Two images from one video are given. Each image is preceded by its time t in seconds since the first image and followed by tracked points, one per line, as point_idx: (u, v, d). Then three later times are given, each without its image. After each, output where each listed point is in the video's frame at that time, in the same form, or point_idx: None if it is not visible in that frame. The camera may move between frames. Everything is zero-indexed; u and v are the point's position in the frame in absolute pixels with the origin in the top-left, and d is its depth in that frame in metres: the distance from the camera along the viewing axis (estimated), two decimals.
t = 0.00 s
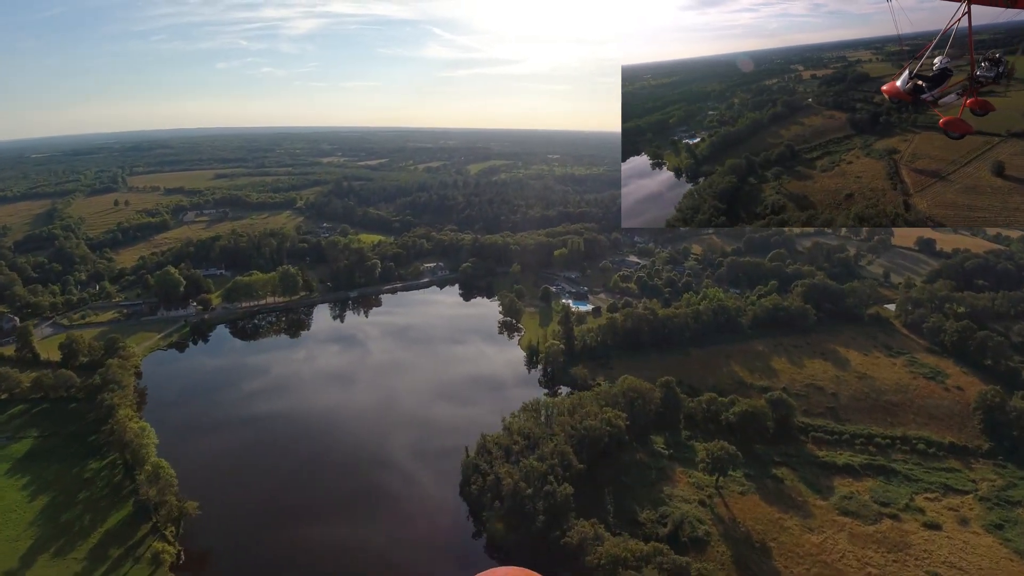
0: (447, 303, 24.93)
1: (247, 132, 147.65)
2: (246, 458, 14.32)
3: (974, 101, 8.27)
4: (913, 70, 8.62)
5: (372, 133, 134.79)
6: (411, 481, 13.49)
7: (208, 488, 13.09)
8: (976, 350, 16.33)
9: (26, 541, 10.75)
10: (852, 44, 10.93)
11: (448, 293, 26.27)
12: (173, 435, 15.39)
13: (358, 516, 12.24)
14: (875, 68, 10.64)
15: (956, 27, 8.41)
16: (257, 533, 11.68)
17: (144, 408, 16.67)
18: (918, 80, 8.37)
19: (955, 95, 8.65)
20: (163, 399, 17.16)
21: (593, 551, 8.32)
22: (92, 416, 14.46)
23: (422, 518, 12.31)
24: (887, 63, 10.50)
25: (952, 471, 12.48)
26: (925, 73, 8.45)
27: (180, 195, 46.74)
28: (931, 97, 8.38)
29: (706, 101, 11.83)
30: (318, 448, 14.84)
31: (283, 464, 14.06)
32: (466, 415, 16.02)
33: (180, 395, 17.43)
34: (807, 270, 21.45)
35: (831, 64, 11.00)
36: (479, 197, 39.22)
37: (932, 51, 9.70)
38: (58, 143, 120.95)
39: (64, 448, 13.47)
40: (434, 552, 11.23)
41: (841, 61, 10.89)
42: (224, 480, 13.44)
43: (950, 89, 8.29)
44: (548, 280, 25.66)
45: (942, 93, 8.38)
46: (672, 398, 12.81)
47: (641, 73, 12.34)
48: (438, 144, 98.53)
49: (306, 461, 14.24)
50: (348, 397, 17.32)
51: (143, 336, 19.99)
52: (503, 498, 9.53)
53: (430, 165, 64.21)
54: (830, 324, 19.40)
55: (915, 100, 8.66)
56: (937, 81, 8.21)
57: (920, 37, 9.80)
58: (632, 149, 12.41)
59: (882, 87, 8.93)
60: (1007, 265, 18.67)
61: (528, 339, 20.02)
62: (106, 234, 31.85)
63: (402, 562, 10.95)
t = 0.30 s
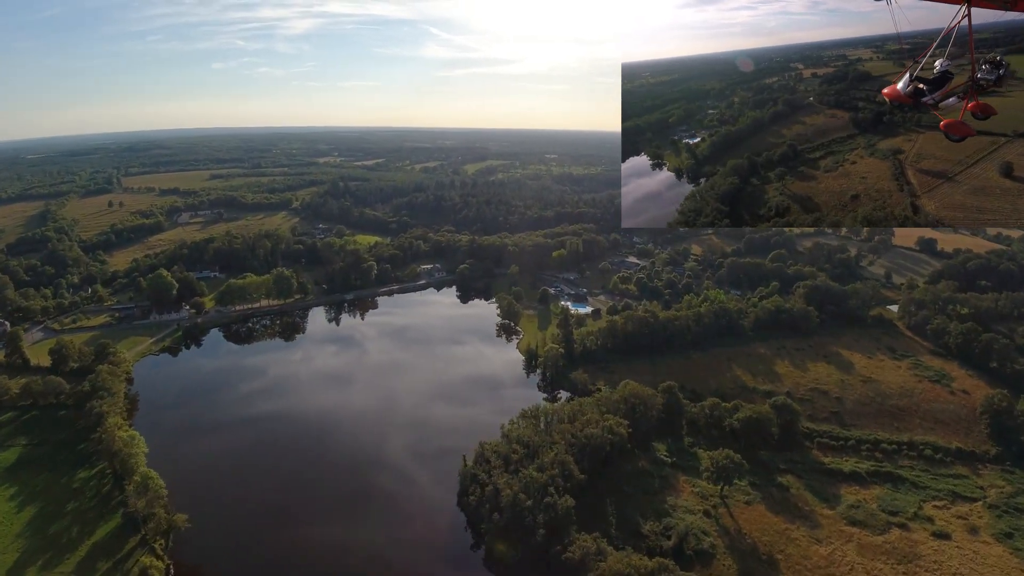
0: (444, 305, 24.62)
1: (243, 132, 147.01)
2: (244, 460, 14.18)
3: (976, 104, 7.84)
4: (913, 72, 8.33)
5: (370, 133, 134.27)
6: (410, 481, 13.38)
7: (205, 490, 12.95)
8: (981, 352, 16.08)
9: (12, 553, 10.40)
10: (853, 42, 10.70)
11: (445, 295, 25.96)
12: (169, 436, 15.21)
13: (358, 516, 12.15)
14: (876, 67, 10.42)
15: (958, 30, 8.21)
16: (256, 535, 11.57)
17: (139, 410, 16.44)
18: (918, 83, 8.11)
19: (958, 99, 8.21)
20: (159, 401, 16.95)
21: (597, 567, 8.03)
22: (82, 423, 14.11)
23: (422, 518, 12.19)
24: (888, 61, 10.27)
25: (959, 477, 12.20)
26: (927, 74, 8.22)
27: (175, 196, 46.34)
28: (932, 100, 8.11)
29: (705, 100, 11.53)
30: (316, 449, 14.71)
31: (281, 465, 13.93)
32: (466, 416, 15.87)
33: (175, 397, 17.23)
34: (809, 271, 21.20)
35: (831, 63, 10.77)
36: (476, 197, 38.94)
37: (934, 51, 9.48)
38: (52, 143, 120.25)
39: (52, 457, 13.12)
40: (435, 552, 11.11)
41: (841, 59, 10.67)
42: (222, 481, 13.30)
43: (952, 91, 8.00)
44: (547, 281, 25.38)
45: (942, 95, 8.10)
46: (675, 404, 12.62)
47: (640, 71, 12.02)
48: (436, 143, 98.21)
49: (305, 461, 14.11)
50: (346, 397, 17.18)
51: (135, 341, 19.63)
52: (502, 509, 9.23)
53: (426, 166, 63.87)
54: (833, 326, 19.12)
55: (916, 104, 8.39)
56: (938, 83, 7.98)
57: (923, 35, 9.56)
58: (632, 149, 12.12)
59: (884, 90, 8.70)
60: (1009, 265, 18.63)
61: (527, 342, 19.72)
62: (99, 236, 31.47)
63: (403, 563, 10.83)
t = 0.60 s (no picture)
0: (442, 304, 24.29)
1: (239, 130, 146.30)
2: (242, 459, 14.02)
3: (976, 104, 7.61)
4: (914, 72, 8.19)
5: (368, 129, 133.62)
6: (411, 481, 13.17)
7: (202, 492, 12.73)
8: (987, 350, 15.82)
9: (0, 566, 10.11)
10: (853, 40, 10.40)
11: (443, 293, 25.62)
12: (165, 437, 14.96)
13: (358, 516, 11.96)
14: (878, 65, 10.10)
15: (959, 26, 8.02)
16: (254, 536, 11.36)
17: (134, 411, 16.18)
18: (920, 83, 7.94)
19: (958, 99, 8.03)
20: (154, 402, 16.70)
21: None
22: (74, 430, 13.79)
23: (423, 517, 11.99)
24: (890, 60, 9.92)
25: (969, 479, 11.95)
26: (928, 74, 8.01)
27: (169, 196, 45.87)
28: (933, 100, 7.97)
29: (705, 97, 11.19)
30: (315, 448, 14.49)
31: (279, 465, 13.72)
32: (465, 413, 15.71)
33: (171, 397, 16.96)
34: (811, 268, 20.91)
35: (831, 61, 10.45)
36: (474, 194, 38.59)
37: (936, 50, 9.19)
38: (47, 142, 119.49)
39: (43, 464, 12.81)
40: (437, 553, 10.91)
41: (842, 57, 10.36)
42: (218, 482, 13.07)
43: (953, 92, 7.82)
44: (545, 279, 25.07)
45: (944, 96, 7.94)
46: (679, 405, 12.31)
47: (640, 67, 11.55)
48: (434, 139, 97.71)
49: (303, 461, 13.89)
50: (345, 395, 17.00)
51: (127, 343, 19.26)
52: (503, 518, 8.96)
53: (424, 162, 63.51)
54: (837, 324, 18.84)
55: (917, 104, 8.24)
56: (939, 83, 7.83)
57: (925, 33, 9.27)
58: (632, 147, 11.80)
59: (885, 90, 8.55)
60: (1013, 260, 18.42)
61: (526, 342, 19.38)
62: (92, 236, 31.07)
63: (404, 564, 10.65)
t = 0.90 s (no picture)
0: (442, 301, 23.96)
1: (237, 126, 145.60)
2: (243, 455, 13.92)
3: (977, 103, 7.27)
4: (913, 71, 7.92)
5: (367, 125, 133.01)
6: (411, 480, 12.98)
7: (198, 493, 12.52)
8: (997, 347, 15.54)
9: None
10: (852, 38, 10.15)
11: (443, 291, 25.30)
12: (161, 438, 14.73)
13: (359, 515, 11.79)
14: (877, 63, 9.90)
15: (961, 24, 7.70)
16: (252, 538, 11.17)
17: (128, 411, 15.92)
18: (919, 83, 7.64)
19: (958, 99, 7.70)
20: (149, 402, 16.44)
21: None
22: (67, 434, 13.51)
23: (424, 516, 11.82)
24: (889, 57, 9.74)
25: (980, 481, 11.68)
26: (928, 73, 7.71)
27: (167, 193, 45.49)
28: (932, 99, 7.69)
29: (704, 96, 10.96)
30: (314, 446, 14.28)
31: (278, 465, 13.52)
32: (467, 409, 15.58)
33: (166, 397, 16.71)
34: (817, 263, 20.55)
35: (831, 58, 10.23)
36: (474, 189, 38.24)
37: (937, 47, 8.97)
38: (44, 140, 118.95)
39: (36, 470, 12.55)
40: (438, 554, 10.72)
41: (841, 55, 10.16)
42: (216, 482, 12.86)
43: (952, 91, 7.55)
44: (546, 276, 24.75)
45: (944, 95, 7.68)
46: (685, 407, 12.11)
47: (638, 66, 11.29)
48: (434, 134, 97.14)
49: (301, 460, 13.68)
50: (345, 391, 16.87)
51: (123, 344, 18.95)
52: (507, 525, 8.72)
53: (423, 158, 63.12)
54: (843, 320, 18.51)
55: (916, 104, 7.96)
56: (938, 82, 7.53)
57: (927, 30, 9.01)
58: (633, 144, 11.51)
59: (885, 89, 8.29)
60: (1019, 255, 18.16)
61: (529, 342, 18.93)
62: (89, 235, 30.73)
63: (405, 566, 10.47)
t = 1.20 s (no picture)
0: (442, 300, 23.63)
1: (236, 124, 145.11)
2: (243, 452, 13.91)
3: (973, 103, 7.78)
4: (911, 70, 8.18)
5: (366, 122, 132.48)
6: (412, 477, 12.89)
7: (196, 494, 12.38)
8: (1007, 346, 15.24)
9: None
10: (851, 36, 9.95)
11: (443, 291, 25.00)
12: (158, 438, 14.59)
13: (359, 514, 11.69)
14: (878, 60, 9.61)
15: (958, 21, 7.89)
16: (251, 539, 11.05)
17: (125, 412, 15.75)
18: (918, 82, 7.85)
19: (955, 96, 8.00)
20: (147, 402, 16.27)
21: None
22: (61, 441, 13.26)
23: (425, 514, 11.74)
24: (890, 55, 9.45)
25: (994, 484, 11.37)
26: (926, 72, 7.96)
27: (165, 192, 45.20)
28: (931, 98, 7.93)
29: (705, 96, 10.95)
30: (312, 445, 14.15)
31: (276, 465, 13.40)
32: (468, 405, 15.46)
33: (163, 398, 16.54)
34: (822, 261, 20.23)
35: (830, 57, 10.09)
36: (474, 187, 37.89)
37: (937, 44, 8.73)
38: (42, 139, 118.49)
39: (29, 478, 12.30)
40: (441, 552, 10.65)
41: (840, 53, 9.95)
42: (213, 483, 12.71)
43: (950, 89, 7.78)
44: (548, 275, 24.43)
45: (942, 93, 7.92)
46: (690, 409, 11.81)
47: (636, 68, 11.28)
48: (434, 132, 96.62)
49: (300, 459, 13.54)
50: (346, 389, 16.79)
51: (119, 347, 18.68)
52: (509, 539, 8.41)
53: (423, 155, 62.72)
54: (850, 319, 18.22)
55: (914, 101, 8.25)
56: (936, 81, 7.75)
57: (925, 27, 8.84)
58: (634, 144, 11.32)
59: (883, 87, 8.61)
60: None
61: (530, 343, 18.46)
62: (86, 235, 30.47)
63: (407, 564, 10.39)
